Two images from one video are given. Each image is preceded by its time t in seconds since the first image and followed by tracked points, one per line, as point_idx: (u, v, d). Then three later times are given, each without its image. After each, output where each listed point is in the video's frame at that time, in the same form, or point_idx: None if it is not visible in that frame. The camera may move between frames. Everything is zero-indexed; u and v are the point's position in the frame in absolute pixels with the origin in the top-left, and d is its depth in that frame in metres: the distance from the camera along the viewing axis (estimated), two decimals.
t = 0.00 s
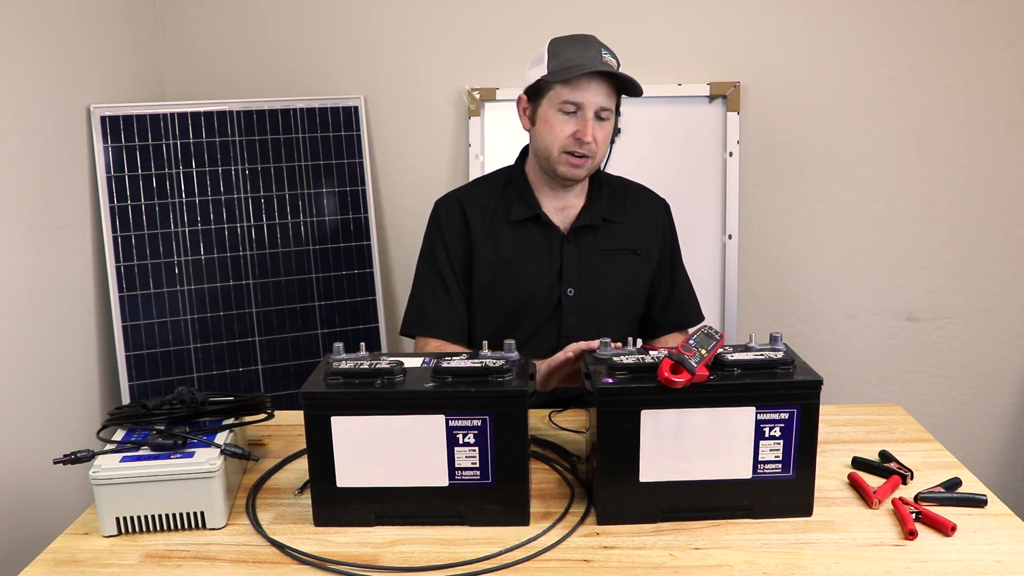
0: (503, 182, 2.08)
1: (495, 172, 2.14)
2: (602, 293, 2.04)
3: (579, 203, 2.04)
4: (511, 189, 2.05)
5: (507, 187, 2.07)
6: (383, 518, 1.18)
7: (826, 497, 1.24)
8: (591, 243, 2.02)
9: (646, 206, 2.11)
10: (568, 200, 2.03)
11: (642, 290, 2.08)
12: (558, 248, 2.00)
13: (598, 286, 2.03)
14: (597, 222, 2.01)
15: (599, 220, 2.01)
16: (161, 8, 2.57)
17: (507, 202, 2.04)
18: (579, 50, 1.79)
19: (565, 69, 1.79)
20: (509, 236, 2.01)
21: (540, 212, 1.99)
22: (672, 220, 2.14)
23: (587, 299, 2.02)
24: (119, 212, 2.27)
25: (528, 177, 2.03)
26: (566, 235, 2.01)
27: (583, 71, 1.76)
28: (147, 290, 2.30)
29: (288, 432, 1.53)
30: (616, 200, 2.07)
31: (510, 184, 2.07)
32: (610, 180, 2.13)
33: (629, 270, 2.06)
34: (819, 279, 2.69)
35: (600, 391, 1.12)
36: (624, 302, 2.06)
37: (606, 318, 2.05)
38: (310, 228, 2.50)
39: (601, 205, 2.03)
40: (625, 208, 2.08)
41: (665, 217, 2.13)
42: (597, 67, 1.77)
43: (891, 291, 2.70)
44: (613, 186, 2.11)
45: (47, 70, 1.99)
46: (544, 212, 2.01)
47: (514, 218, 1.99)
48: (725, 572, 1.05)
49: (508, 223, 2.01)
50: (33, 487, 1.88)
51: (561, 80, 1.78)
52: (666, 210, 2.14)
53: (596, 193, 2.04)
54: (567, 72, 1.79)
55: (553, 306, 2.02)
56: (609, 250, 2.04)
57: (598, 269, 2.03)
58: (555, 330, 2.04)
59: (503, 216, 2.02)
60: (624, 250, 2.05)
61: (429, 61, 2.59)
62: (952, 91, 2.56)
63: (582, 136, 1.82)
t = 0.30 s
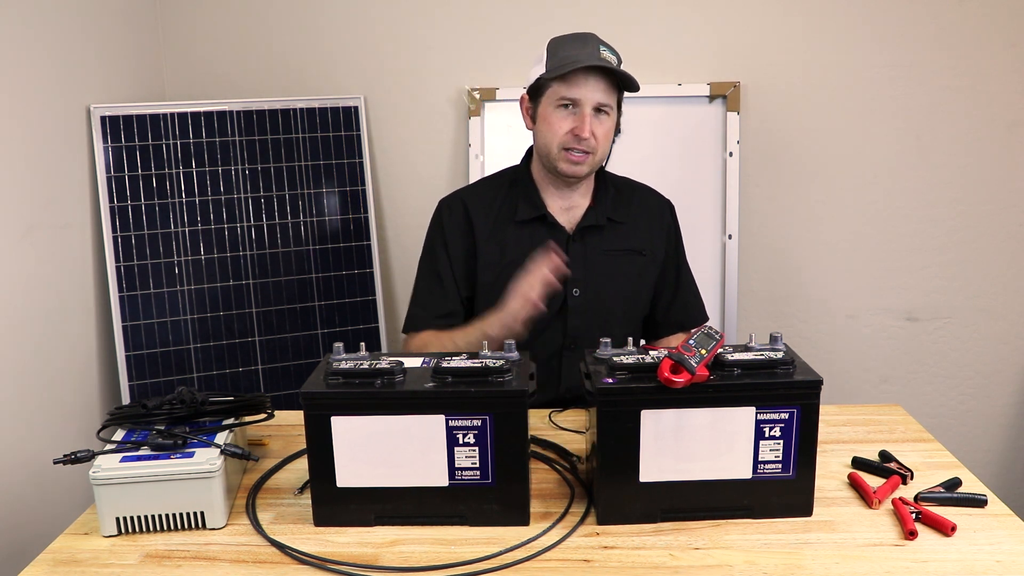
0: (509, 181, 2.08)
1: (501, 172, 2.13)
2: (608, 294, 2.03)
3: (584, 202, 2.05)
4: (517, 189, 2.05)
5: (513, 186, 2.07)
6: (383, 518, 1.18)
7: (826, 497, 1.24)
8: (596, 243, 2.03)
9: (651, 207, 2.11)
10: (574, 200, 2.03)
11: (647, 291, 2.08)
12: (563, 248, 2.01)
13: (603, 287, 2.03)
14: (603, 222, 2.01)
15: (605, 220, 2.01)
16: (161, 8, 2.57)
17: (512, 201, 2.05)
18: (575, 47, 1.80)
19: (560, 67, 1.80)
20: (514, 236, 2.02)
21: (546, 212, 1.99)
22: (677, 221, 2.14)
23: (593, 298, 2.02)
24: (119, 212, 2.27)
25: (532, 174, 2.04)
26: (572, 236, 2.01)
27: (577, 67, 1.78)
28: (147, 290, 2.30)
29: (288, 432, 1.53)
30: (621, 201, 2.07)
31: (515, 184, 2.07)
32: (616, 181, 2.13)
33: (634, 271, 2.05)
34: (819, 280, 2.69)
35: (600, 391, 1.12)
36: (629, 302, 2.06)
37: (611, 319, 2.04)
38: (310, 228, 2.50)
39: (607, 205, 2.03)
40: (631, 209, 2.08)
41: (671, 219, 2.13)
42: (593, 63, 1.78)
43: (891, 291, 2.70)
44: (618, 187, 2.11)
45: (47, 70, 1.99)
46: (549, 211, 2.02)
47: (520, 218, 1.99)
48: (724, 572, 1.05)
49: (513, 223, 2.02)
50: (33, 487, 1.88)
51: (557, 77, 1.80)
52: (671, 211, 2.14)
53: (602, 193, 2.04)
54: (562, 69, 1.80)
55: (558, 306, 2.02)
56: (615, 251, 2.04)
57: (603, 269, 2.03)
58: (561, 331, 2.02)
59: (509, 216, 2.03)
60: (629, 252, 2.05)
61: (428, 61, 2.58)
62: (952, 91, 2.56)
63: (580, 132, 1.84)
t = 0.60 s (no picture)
0: (508, 179, 2.08)
1: (499, 170, 2.13)
2: (605, 295, 2.03)
3: (583, 203, 2.04)
4: (515, 188, 2.05)
5: (512, 184, 2.07)
6: (383, 518, 1.18)
7: (826, 497, 1.24)
8: (594, 244, 2.02)
9: (649, 209, 2.11)
10: (573, 201, 2.02)
11: (645, 293, 2.09)
12: (561, 248, 2.00)
13: (600, 288, 2.03)
14: (601, 223, 2.01)
15: (603, 221, 2.01)
16: (161, 8, 2.56)
17: (511, 200, 2.05)
18: (568, 53, 1.80)
19: (552, 73, 1.81)
20: (513, 234, 2.02)
21: (544, 212, 1.99)
22: (675, 223, 2.14)
23: (590, 299, 2.01)
24: (119, 212, 2.27)
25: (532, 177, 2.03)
26: (569, 235, 2.00)
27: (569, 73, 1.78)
28: (147, 290, 2.30)
29: (288, 431, 1.53)
30: (619, 202, 2.07)
31: (514, 181, 2.07)
32: (614, 182, 2.13)
33: (632, 272, 2.05)
34: (819, 279, 2.69)
35: (600, 391, 1.12)
36: (626, 304, 2.06)
37: (609, 319, 2.04)
38: (310, 227, 2.50)
39: (605, 206, 2.03)
40: (629, 210, 2.08)
41: (669, 221, 2.13)
42: (585, 68, 1.78)
43: (892, 291, 2.70)
44: (617, 188, 2.11)
45: (47, 70, 1.99)
46: (548, 211, 2.01)
47: (519, 216, 2.00)
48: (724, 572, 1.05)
49: (512, 221, 2.02)
50: (33, 487, 1.88)
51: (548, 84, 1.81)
52: (669, 213, 2.14)
53: (600, 193, 2.04)
54: (554, 75, 1.81)
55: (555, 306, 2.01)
56: (613, 252, 2.04)
57: (601, 269, 2.03)
58: (558, 333, 2.00)
59: (508, 215, 2.03)
60: (626, 253, 2.05)
61: (428, 61, 2.58)
62: (952, 90, 2.56)
63: (573, 138, 1.84)
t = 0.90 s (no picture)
0: (503, 182, 2.08)
1: (495, 172, 2.14)
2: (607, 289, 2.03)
3: (577, 200, 2.05)
4: (511, 189, 2.05)
5: (507, 186, 2.07)
6: (383, 518, 1.18)
7: (826, 497, 1.24)
8: (592, 240, 2.03)
9: (644, 202, 2.12)
10: (566, 198, 2.03)
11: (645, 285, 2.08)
12: (561, 245, 2.01)
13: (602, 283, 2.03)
14: (597, 219, 2.02)
15: (599, 216, 2.02)
16: (161, 8, 2.57)
17: (509, 201, 2.04)
18: (534, 49, 1.84)
19: (521, 71, 1.84)
20: (513, 236, 2.01)
21: (541, 212, 1.99)
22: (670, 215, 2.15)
23: (592, 295, 2.02)
24: (119, 212, 2.27)
25: (522, 176, 2.03)
26: (569, 233, 2.01)
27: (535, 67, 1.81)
28: (147, 290, 2.30)
29: (288, 432, 1.53)
30: (613, 197, 2.08)
31: (509, 184, 2.07)
32: (607, 178, 2.14)
33: (631, 265, 2.06)
34: (819, 279, 2.69)
35: (600, 391, 1.12)
36: (628, 297, 2.05)
37: (610, 314, 2.04)
38: (310, 227, 2.50)
39: (600, 201, 2.04)
40: (623, 204, 2.09)
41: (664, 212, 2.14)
42: (551, 60, 1.80)
43: (892, 291, 2.70)
44: (609, 183, 2.12)
45: (47, 70, 1.99)
46: (544, 210, 2.02)
47: (517, 217, 1.99)
48: (725, 572, 1.05)
49: (512, 223, 2.01)
50: (34, 487, 1.88)
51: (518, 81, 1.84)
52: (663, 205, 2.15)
53: (593, 188, 2.04)
54: (522, 73, 1.84)
55: (559, 302, 2.02)
56: (612, 246, 2.04)
57: (601, 264, 2.03)
58: (562, 326, 2.03)
59: (506, 216, 2.03)
60: (625, 246, 2.05)
61: (429, 61, 2.58)
62: (952, 91, 2.56)
63: (552, 130, 1.84)
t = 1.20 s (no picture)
0: (502, 184, 2.09)
1: (495, 174, 2.14)
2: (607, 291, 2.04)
3: (578, 201, 2.05)
4: (510, 191, 2.05)
5: (507, 188, 2.07)
6: (383, 518, 1.18)
7: (826, 497, 1.24)
8: (593, 241, 2.02)
9: (645, 203, 2.11)
10: (568, 200, 2.03)
11: (646, 286, 2.08)
12: (560, 247, 2.00)
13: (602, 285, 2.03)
14: (598, 220, 2.01)
15: (600, 218, 2.01)
16: (161, 8, 2.56)
17: (507, 204, 2.04)
18: (524, 50, 1.84)
19: (512, 73, 1.85)
20: (511, 238, 2.01)
21: (540, 213, 1.98)
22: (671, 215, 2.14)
23: (591, 296, 2.02)
24: (119, 212, 2.27)
25: (522, 178, 2.02)
26: (568, 235, 2.00)
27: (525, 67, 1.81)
28: (147, 290, 2.30)
29: (288, 431, 1.53)
30: (613, 197, 2.07)
31: (508, 186, 2.07)
32: (608, 177, 2.13)
33: (632, 266, 2.06)
34: (819, 279, 2.69)
35: (600, 391, 1.12)
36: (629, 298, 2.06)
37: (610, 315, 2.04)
38: (310, 227, 2.50)
39: (600, 203, 2.03)
40: (624, 204, 2.08)
41: (665, 212, 2.13)
42: (540, 60, 1.80)
43: (891, 291, 2.70)
44: (610, 183, 2.11)
45: (46, 70, 1.99)
46: (544, 213, 2.02)
47: (515, 220, 1.99)
48: (725, 572, 1.05)
49: (510, 226, 2.02)
50: (34, 487, 1.88)
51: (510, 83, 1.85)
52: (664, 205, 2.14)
53: (595, 190, 2.03)
54: (514, 75, 1.85)
55: (558, 305, 2.02)
56: (612, 248, 2.04)
57: (601, 266, 2.03)
58: (562, 328, 2.03)
59: (504, 219, 2.03)
60: (625, 247, 2.05)
61: (429, 61, 2.58)
62: (951, 91, 2.56)
63: (548, 129, 1.84)
